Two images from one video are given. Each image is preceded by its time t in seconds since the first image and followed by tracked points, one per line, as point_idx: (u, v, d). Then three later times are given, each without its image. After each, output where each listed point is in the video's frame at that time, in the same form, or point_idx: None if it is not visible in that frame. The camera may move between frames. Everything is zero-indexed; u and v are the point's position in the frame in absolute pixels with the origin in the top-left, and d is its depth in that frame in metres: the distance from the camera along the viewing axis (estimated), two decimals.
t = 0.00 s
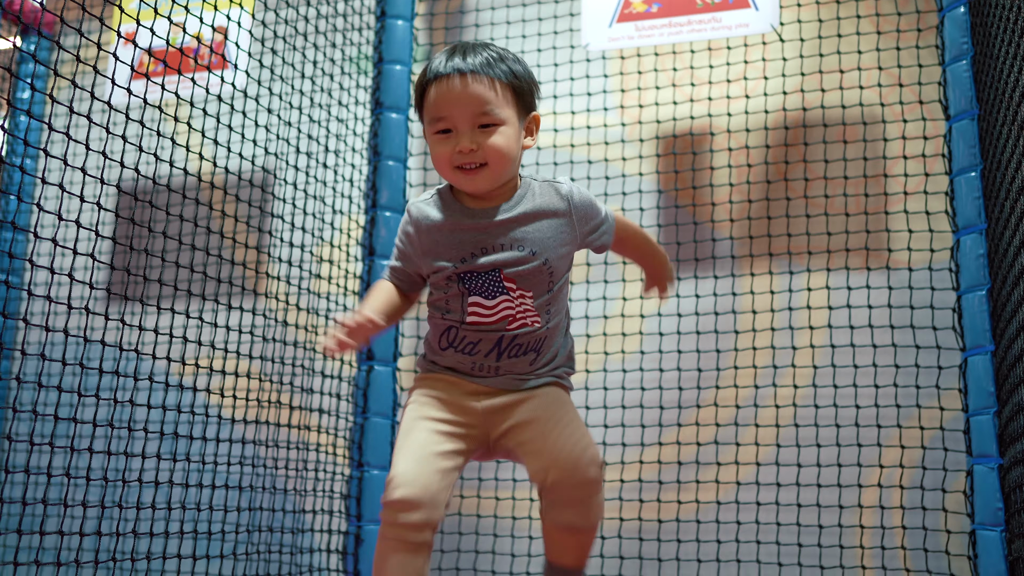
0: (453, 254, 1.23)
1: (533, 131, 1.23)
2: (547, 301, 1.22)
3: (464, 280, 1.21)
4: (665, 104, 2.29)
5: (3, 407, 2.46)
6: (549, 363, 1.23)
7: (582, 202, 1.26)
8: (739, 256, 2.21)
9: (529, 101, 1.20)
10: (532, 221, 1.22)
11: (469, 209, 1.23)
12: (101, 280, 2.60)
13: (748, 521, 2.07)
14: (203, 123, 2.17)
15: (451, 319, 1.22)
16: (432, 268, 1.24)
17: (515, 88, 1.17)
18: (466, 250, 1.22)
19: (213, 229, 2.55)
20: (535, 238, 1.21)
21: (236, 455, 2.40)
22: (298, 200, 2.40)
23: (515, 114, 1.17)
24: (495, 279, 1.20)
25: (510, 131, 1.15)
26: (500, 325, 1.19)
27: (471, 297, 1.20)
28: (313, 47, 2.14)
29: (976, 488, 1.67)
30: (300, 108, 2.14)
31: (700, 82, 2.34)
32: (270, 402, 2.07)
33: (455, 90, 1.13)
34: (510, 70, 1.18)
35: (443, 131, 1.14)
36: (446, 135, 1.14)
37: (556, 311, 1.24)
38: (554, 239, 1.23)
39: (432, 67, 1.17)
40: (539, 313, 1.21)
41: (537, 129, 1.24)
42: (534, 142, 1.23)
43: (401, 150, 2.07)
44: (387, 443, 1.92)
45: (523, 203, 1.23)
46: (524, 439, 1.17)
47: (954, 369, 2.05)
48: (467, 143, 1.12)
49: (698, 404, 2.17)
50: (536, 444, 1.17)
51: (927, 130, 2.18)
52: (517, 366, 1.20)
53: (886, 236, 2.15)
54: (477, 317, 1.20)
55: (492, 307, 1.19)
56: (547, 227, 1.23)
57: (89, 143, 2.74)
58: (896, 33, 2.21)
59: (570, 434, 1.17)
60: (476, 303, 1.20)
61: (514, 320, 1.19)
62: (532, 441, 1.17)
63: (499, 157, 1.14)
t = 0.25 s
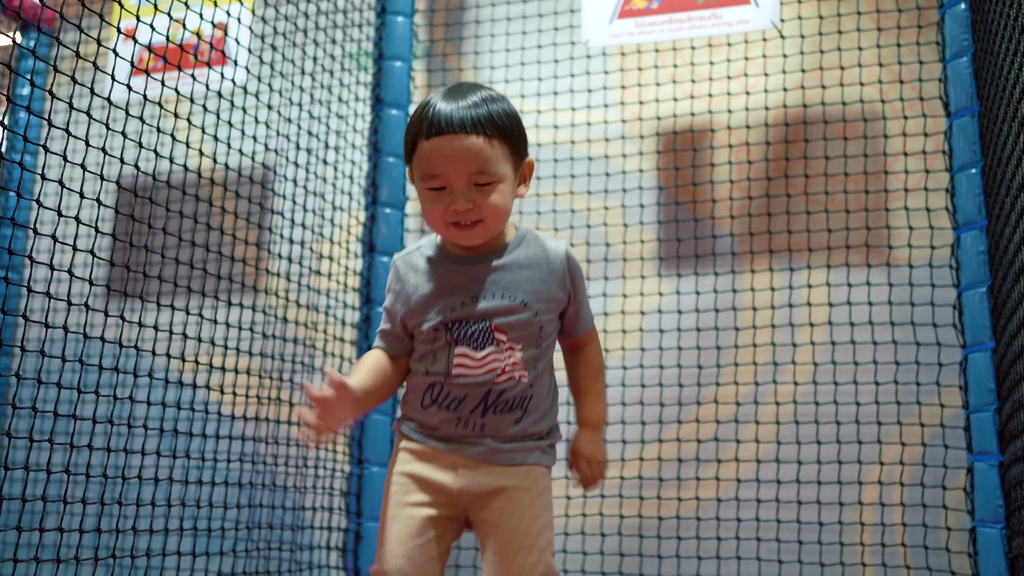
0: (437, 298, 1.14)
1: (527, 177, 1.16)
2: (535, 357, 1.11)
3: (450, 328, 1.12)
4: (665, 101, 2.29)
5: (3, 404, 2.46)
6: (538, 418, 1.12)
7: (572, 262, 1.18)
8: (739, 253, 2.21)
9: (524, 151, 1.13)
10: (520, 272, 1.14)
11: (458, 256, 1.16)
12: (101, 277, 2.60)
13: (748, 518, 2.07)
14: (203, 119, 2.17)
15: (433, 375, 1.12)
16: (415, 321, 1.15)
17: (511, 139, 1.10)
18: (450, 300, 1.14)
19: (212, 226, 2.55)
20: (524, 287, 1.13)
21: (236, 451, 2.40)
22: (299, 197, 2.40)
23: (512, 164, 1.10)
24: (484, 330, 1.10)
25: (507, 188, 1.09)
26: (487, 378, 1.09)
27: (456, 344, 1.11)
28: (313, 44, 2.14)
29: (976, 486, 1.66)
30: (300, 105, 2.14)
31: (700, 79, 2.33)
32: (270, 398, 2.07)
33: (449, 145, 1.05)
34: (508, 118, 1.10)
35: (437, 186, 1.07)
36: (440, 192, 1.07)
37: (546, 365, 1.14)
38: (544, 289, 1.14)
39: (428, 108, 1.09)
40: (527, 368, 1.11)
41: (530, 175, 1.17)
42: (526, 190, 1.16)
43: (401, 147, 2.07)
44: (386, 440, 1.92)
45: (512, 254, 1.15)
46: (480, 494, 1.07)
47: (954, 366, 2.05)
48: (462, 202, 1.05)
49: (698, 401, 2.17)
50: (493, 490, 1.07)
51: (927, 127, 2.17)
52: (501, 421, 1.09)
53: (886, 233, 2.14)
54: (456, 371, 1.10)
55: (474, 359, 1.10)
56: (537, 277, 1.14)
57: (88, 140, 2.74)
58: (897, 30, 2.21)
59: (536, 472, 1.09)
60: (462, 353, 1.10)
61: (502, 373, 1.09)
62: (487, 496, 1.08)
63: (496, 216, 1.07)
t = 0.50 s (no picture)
0: (449, 258, 1.12)
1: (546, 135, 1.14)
2: (545, 316, 1.06)
3: (457, 288, 1.10)
4: (664, 98, 2.29)
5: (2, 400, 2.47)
6: (556, 378, 1.06)
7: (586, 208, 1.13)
8: (738, 250, 2.21)
9: (542, 109, 1.11)
10: (527, 227, 1.09)
11: (471, 213, 1.12)
12: (101, 274, 2.61)
13: (747, 515, 2.07)
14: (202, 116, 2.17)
15: (445, 337, 1.10)
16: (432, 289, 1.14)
17: (530, 96, 1.07)
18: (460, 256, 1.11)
19: (212, 222, 2.55)
20: (530, 242, 1.09)
21: (235, 448, 2.41)
22: (298, 193, 2.40)
23: (529, 119, 1.08)
24: (488, 285, 1.07)
25: (525, 143, 1.07)
26: (493, 337, 1.05)
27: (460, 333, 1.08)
28: (313, 40, 2.15)
29: (975, 483, 1.66)
30: (300, 101, 2.14)
31: (699, 76, 2.34)
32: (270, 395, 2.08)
33: (468, 99, 1.04)
34: (526, 73, 1.08)
35: (454, 142, 1.05)
36: (458, 148, 1.05)
37: (564, 322, 1.08)
38: (553, 241, 1.09)
39: (447, 64, 1.07)
40: (536, 325, 1.06)
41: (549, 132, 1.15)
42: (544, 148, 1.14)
43: (401, 143, 2.07)
44: (386, 437, 1.92)
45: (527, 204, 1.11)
46: (493, 479, 1.03)
47: (953, 363, 2.05)
48: (479, 159, 1.04)
49: (697, 398, 2.17)
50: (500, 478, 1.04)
51: (926, 124, 2.17)
52: (514, 385, 1.04)
53: (885, 230, 2.15)
54: (468, 339, 1.07)
55: (481, 326, 1.06)
56: (545, 229, 1.09)
57: (88, 136, 2.75)
58: (896, 27, 2.21)
59: (553, 458, 1.04)
60: (470, 312, 1.08)
61: (507, 331, 1.05)
62: (502, 481, 1.03)
63: (514, 172, 1.06)
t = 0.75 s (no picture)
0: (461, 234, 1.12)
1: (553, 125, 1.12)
2: (539, 276, 1.03)
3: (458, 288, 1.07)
4: (663, 99, 2.30)
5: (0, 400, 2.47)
6: (556, 337, 1.00)
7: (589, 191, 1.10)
8: (737, 251, 2.21)
9: (545, 99, 1.09)
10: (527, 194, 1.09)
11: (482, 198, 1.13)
12: (99, 274, 2.61)
13: (745, 516, 2.07)
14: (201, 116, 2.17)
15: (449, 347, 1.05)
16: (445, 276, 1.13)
17: (530, 88, 1.06)
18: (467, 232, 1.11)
19: (211, 223, 2.55)
20: (530, 207, 1.07)
21: (233, 449, 2.41)
22: (297, 193, 2.40)
23: (529, 111, 1.06)
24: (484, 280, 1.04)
25: (523, 135, 1.06)
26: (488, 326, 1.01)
27: (458, 298, 1.06)
28: (312, 40, 2.15)
29: (973, 484, 1.66)
30: (299, 100, 2.14)
31: (698, 77, 2.34)
32: (268, 396, 2.07)
33: (466, 93, 1.03)
34: (527, 69, 1.07)
35: (454, 136, 1.06)
36: (457, 141, 1.06)
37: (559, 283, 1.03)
38: (548, 203, 1.08)
39: (451, 62, 1.07)
40: (532, 309, 1.01)
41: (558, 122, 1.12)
42: (551, 139, 1.11)
43: (400, 144, 2.07)
44: (384, 438, 1.92)
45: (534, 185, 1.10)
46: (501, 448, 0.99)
47: (951, 364, 2.05)
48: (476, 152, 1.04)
49: (695, 399, 2.17)
50: (505, 459, 0.98)
51: (925, 124, 2.18)
52: (509, 337, 1.00)
53: (884, 231, 2.15)
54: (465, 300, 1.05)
55: (477, 286, 1.05)
56: (544, 196, 1.08)
57: (87, 136, 2.75)
58: (895, 28, 2.21)
59: (564, 441, 0.98)
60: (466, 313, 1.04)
61: (503, 318, 1.00)
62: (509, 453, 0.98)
63: (513, 163, 1.06)
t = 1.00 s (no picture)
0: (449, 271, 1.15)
1: (554, 143, 1.14)
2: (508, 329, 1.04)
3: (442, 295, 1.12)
4: (662, 102, 2.30)
5: None
6: (527, 393, 1.03)
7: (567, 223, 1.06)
8: (736, 254, 2.21)
9: (540, 112, 1.13)
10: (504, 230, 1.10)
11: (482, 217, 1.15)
12: (98, 275, 2.61)
13: (743, 519, 2.07)
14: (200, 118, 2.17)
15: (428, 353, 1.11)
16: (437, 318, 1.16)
17: (520, 102, 1.12)
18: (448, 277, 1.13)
19: (210, 224, 2.55)
20: (500, 252, 1.08)
21: (231, 451, 2.41)
22: (296, 196, 2.40)
23: (521, 122, 1.11)
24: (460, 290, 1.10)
25: (512, 143, 1.09)
26: (455, 341, 1.07)
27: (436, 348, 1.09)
28: (312, 42, 2.15)
29: (971, 487, 1.66)
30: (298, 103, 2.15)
31: (697, 80, 2.34)
32: (266, 398, 2.07)
33: (456, 110, 1.11)
34: (521, 88, 1.13)
35: (450, 151, 1.12)
36: (452, 156, 1.11)
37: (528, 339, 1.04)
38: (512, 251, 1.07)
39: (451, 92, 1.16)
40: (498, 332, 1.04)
41: (559, 140, 1.15)
42: (552, 155, 1.14)
43: (399, 146, 2.07)
44: (382, 440, 1.91)
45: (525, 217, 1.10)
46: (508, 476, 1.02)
47: (949, 367, 2.05)
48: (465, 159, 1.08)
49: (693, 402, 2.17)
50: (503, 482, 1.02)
51: (923, 128, 2.18)
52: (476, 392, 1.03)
53: (883, 234, 2.14)
54: (440, 350, 1.08)
55: (450, 338, 1.07)
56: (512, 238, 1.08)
57: (86, 138, 2.75)
58: (894, 31, 2.21)
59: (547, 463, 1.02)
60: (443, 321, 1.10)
61: (467, 335, 1.06)
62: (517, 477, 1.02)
63: (500, 171, 1.08)
